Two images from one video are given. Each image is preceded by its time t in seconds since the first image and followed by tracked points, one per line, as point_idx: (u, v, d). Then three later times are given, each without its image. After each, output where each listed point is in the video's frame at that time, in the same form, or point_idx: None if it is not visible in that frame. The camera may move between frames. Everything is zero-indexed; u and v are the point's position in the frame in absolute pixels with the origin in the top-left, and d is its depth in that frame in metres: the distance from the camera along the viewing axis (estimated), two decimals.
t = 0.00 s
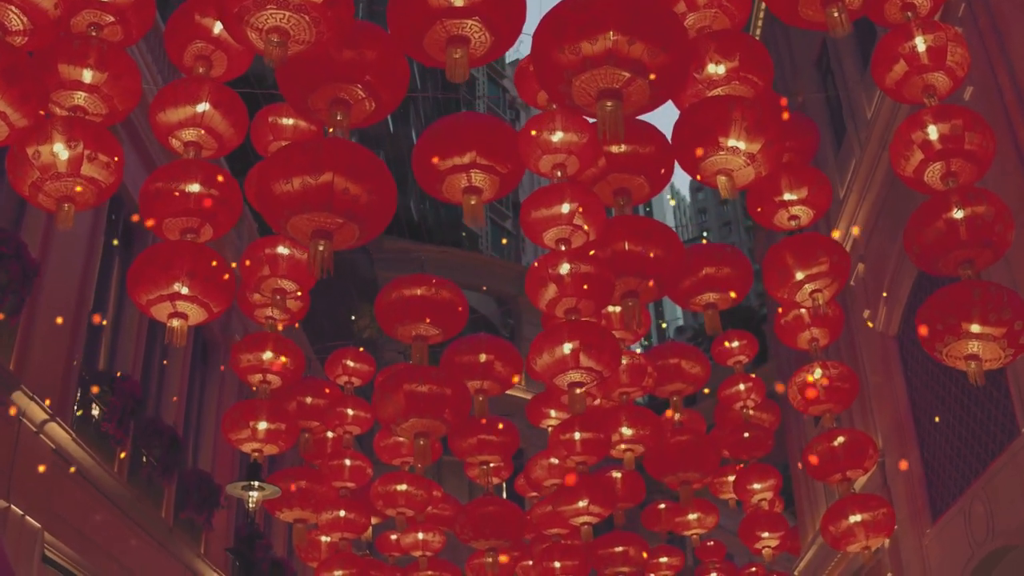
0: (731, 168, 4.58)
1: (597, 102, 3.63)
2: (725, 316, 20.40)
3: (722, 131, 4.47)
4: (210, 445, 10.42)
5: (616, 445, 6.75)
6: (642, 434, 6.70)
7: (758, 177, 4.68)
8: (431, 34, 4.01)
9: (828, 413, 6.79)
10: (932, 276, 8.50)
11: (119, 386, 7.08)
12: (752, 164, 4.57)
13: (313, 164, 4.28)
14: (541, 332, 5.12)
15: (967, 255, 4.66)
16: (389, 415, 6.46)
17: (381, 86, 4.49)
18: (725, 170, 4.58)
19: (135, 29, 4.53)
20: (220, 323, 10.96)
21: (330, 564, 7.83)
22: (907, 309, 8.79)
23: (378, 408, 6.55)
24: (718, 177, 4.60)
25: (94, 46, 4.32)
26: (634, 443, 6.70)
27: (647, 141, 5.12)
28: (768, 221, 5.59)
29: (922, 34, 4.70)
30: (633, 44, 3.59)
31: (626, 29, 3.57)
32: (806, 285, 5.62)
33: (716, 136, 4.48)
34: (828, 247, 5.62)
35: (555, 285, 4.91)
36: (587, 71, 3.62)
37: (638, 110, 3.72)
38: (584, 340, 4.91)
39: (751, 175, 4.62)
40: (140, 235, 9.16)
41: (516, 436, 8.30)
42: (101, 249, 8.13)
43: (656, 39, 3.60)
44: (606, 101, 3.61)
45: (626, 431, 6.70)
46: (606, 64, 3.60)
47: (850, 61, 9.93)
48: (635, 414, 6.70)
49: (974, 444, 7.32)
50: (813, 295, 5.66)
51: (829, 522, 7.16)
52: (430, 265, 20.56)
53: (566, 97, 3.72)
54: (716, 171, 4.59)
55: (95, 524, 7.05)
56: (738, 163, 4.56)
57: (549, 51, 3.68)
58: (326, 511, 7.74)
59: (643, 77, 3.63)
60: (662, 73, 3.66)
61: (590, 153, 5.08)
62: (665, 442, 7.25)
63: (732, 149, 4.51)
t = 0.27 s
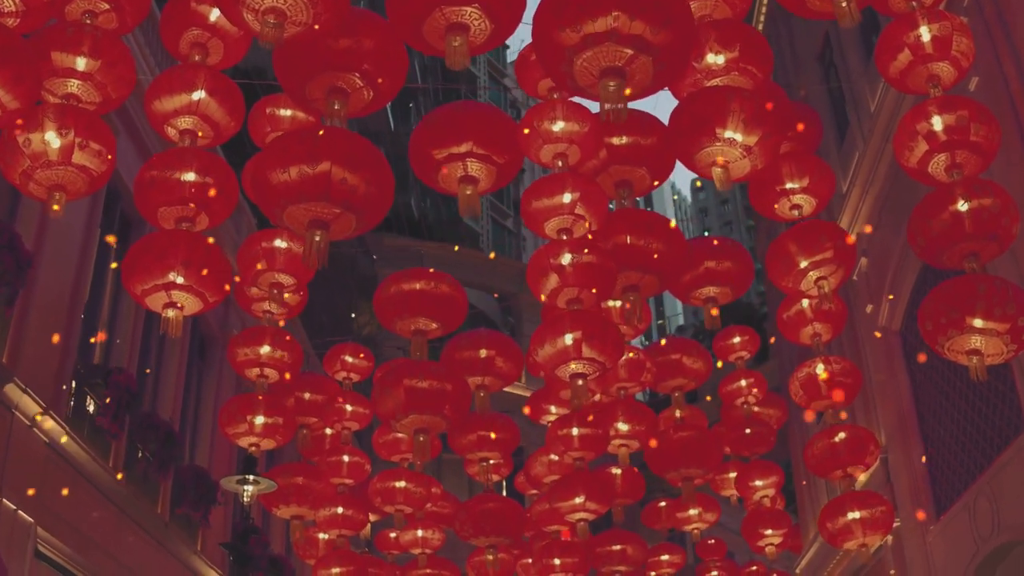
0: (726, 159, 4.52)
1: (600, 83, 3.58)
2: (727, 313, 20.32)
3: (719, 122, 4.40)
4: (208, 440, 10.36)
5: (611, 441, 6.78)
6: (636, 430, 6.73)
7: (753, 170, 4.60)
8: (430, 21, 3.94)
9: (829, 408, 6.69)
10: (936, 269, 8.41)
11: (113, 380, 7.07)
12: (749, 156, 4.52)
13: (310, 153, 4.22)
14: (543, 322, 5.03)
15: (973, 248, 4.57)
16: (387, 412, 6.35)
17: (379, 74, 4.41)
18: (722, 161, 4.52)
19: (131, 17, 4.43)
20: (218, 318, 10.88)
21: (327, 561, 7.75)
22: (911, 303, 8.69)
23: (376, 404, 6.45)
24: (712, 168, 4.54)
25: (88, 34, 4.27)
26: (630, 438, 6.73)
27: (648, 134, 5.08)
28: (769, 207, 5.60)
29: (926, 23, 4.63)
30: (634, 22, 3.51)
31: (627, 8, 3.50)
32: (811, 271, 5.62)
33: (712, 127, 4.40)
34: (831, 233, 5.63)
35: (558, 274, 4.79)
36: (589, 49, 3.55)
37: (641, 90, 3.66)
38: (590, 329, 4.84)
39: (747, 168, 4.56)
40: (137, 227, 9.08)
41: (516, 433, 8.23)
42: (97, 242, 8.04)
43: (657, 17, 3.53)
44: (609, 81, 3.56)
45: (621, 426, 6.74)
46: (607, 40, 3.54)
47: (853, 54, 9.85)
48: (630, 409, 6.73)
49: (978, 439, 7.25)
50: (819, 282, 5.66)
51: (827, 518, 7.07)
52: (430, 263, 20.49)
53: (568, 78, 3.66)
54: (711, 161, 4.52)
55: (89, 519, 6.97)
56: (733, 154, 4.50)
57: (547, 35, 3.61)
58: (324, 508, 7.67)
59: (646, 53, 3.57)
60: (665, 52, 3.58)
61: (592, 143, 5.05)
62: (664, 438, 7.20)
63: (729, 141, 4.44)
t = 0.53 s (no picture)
0: (722, 152, 4.46)
1: (608, 62, 3.52)
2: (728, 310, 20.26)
3: (717, 114, 4.33)
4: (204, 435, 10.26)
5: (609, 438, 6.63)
6: (634, 427, 6.55)
7: (749, 165, 4.56)
8: (428, 8, 3.86)
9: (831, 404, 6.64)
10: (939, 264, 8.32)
11: (108, 373, 6.93)
12: (744, 150, 4.47)
13: (310, 142, 4.15)
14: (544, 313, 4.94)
15: (980, 242, 4.50)
16: (386, 408, 6.22)
17: (378, 62, 4.32)
18: (717, 154, 4.47)
19: (126, 5, 4.38)
20: (214, 311, 10.79)
21: (325, 559, 7.68)
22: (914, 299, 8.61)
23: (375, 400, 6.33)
24: (708, 161, 4.48)
25: (81, 21, 4.21)
26: (626, 435, 6.56)
27: (650, 124, 5.02)
28: (772, 197, 5.63)
29: (932, 13, 4.57)
30: None
31: None
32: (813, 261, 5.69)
33: (710, 118, 4.35)
34: (834, 220, 5.70)
35: (559, 265, 4.77)
36: (596, 26, 3.48)
37: (650, 69, 3.59)
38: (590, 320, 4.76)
39: (742, 162, 4.51)
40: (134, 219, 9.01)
41: (516, 430, 8.16)
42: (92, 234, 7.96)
43: None
44: (617, 59, 3.49)
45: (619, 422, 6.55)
46: (613, 16, 3.45)
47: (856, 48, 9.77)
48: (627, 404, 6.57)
49: (983, 435, 7.17)
50: (822, 270, 5.73)
51: (822, 515, 6.93)
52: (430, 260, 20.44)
53: (575, 59, 3.61)
54: (706, 154, 4.47)
55: (83, 514, 6.89)
56: (729, 147, 4.45)
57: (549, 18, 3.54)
58: (321, 504, 7.53)
59: (656, 29, 3.47)
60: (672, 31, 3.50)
61: (593, 133, 4.99)
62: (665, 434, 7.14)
63: (725, 133, 4.38)
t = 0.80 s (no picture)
0: (718, 143, 4.36)
1: (620, 41, 3.48)
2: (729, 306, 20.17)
3: (715, 105, 4.24)
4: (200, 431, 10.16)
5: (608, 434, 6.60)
6: (633, 423, 6.53)
7: (746, 158, 4.47)
8: None
9: (831, 399, 6.53)
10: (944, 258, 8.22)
11: (103, 366, 6.80)
12: (742, 142, 4.37)
13: (313, 129, 4.10)
14: (543, 303, 4.84)
15: (989, 234, 4.39)
16: (385, 403, 6.12)
17: (377, 50, 4.25)
18: (714, 145, 4.37)
19: None
20: (210, 306, 10.69)
21: (323, 555, 7.62)
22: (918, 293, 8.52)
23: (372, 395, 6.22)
24: (704, 152, 4.39)
25: (76, 8, 4.15)
26: (624, 431, 6.56)
27: (652, 115, 4.93)
28: (773, 190, 5.64)
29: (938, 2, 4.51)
30: None
31: None
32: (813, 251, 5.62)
33: (707, 110, 4.25)
34: (834, 210, 5.58)
35: (561, 255, 4.65)
36: (608, 5, 3.43)
37: (663, 47, 3.53)
38: (591, 311, 4.67)
39: (739, 155, 4.41)
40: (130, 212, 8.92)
41: (515, 426, 8.09)
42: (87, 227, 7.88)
43: None
44: (630, 38, 3.45)
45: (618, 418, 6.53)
46: None
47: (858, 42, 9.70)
48: (626, 401, 6.53)
49: (988, 429, 7.07)
50: (821, 260, 5.67)
51: (817, 511, 6.80)
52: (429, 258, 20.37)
53: (585, 39, 3.56)
54: (703, 146, 4.38)
55: (76, 508, 6.82)
56: (727, 140, 4.35)
57: None
58: (319, 501, 7.43)
59: (667, 5, 3.43)
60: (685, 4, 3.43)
61: (594, 123, 4.96)
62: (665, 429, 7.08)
63: (723, 125, 4.30)
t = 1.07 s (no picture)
0: (720, 134, 4.29)
1: (635, 21, 3.60)
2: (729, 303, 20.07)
3: (718, 95, 4.17)
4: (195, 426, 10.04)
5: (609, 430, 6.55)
6: (636, 420, 6.48)
7: (746, 149, 4.39)
8: None
9: (830, 395, 6.32)
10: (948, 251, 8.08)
11: (97, 359, 6.78)
12: (743, 134, 4.30)
13: (317, 115, 4.02)
14: (544, 294, 4.78)
15: (1005, 224, 4.29)
16: (384, 398, 6.03)
17: (376, 36, 4.18)
18: (714, 136, 4.30)
19: None
20: (207, 301, 10.57)
21: (321, 552, 7.55)
22: (921, 286, 8.38)
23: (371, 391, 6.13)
24: (704, 142, 4.32)
25: None
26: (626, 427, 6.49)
27: (652, 105, 4.92)
28: (775, 183, 5.56)
29: None
30: None
31: None
32: (813, 243, 5.53)
33: (710, 100, 4.18)
34: (835, 202, 5.48)
35: (560, 246, 4.54)
36: None
37: (678, 26, 3.66)
38: (592, 304, 4.59)
39: (739, 146, 4.34)
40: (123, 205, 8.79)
41: (514, 423, 8.00)
42: (80, 218, 7.76)
43: None
44: (644, 19, 3.57)
45: (620, 415, 6.48)
46: None
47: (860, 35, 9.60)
48: (626, 397, 6.48)
49: (994, 423, 6.94)
50: (819, 254, 5.57)
51: (813, 508, 6.60)
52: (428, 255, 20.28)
53: (599, 22, 3.72)
54: (703, 135, 4.30)
55: (71, 504, 6.73)
56: (728, 131, 4.28)
57: None
58: (317, 497, 7.36)
59: None
60: None
61: (596, 111, 4.84)
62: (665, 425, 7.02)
63: (725, 116, 4.22)
